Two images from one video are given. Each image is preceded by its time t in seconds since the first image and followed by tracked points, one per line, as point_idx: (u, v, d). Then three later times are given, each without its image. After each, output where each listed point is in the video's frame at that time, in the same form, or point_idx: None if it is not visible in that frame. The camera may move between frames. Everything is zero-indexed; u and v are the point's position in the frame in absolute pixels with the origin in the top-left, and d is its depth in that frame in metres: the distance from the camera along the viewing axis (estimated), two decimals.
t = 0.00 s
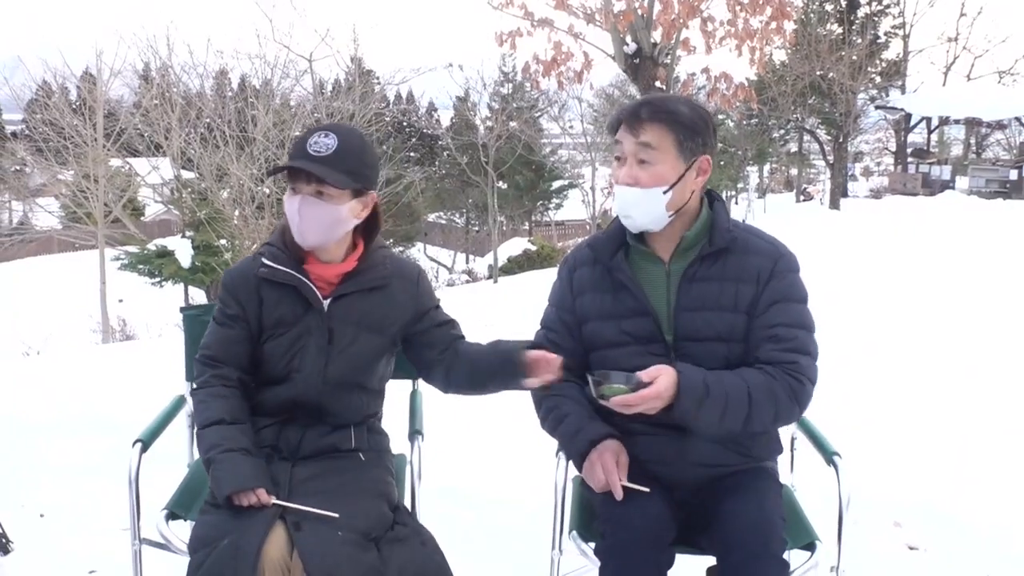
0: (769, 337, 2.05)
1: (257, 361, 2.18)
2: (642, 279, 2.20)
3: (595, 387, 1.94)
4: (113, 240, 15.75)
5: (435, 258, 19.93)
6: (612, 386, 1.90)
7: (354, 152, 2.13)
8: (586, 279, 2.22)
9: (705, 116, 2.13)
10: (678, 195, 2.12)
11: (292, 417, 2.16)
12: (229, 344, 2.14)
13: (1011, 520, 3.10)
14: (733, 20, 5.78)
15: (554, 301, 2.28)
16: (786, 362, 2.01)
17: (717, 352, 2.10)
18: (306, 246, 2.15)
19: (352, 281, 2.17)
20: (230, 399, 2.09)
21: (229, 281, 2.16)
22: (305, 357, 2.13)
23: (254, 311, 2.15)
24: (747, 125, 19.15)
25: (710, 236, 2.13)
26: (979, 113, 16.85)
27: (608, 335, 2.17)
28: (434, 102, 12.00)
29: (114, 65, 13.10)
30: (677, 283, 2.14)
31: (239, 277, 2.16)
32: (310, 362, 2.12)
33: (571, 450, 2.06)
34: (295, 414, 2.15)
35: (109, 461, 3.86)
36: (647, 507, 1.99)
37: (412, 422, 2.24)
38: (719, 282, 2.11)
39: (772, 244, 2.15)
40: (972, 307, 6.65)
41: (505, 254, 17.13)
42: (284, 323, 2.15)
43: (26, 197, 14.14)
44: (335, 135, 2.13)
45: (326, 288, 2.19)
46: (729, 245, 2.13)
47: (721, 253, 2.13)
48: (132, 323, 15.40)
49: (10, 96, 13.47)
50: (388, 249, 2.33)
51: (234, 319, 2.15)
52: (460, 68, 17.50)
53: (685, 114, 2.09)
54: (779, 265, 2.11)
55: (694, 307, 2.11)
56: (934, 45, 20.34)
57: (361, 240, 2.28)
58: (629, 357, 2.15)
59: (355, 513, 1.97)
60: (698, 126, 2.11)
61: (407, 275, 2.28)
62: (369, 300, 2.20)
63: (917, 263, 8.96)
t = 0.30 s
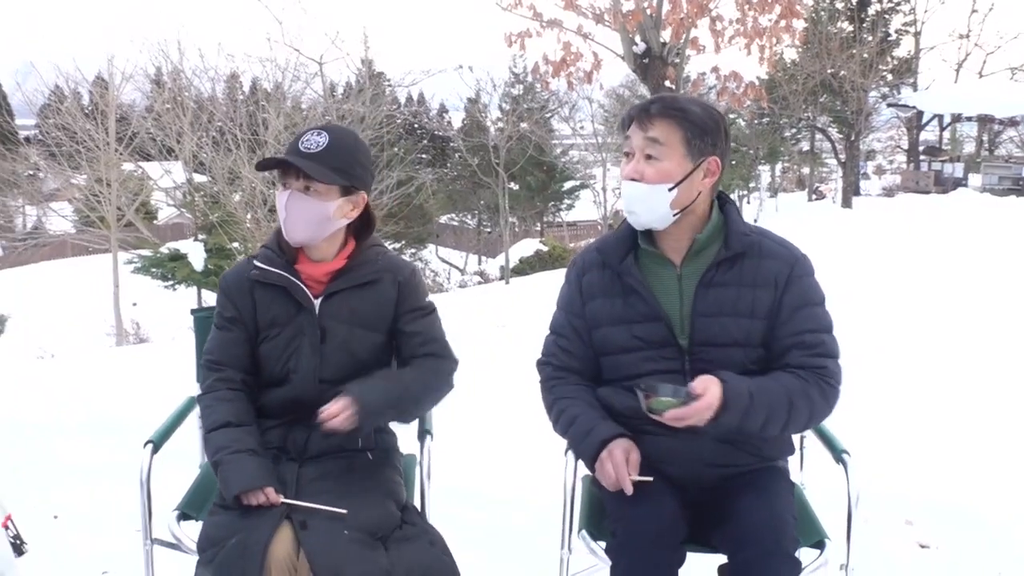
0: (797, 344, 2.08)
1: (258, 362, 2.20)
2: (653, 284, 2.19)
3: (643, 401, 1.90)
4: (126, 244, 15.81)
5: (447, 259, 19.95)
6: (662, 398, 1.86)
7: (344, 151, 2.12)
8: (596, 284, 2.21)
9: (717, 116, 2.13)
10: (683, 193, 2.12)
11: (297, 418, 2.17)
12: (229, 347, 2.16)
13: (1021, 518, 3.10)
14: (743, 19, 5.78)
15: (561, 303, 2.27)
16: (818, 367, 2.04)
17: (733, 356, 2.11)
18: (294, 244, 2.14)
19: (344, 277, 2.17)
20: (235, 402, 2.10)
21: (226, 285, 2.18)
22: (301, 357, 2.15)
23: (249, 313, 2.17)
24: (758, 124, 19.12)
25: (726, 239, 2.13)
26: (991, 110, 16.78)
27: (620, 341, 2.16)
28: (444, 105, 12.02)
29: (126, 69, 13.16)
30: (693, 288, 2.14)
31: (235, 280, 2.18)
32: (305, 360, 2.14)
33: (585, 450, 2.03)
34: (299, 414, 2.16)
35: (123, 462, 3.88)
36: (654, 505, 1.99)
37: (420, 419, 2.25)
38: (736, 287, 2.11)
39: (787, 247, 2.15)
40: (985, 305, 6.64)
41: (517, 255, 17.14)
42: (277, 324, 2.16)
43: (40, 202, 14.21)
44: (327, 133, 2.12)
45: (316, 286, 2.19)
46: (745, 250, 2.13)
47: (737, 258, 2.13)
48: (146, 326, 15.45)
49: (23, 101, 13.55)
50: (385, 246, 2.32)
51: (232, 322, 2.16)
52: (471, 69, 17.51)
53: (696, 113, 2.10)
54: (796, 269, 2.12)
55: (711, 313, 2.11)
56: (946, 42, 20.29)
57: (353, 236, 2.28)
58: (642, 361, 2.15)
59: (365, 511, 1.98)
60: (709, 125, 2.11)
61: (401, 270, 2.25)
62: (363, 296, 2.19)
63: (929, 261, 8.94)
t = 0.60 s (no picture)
0: (830, 349, 2.08)
1: (282, 361, 2.21)
2: (675, 283, 2.20)
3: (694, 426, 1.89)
4: (158, 247, 15.94)
5: (476, 261, 19.99)
6: (711, 424, 1.86)
7: (362, 149, 2.11)
8: (617, 283, 2.21)
9: (737, 114, 2.13)
10: (704, 191, 2.12)
11: (318, 416, 2.18)
12: (253, 344, 2.18)
13: None
14: (770, 18, 5.77)
15: (585, 299, 2.27)
16: (852, 371, 2.05)
17: (757, 357, 2.11)
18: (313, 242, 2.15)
19: (361, 279, 2.15)
20: (260, 399, 2.13)
21: (248, 286, 2.19)
22: (317, 358, 2.13)
23: (270, 312, 2.18)
24: (788, 124, 19.06)
25: (751, 240, 2.13)
26: None
27: (641, 340, 2.17)
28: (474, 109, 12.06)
29: (158, 74, 13.30)
30: (717, 288, 2.14)
31: (257, 280, 2.19)
32: (321, 362, 2.13)
33: (615, 449, 2.03)
34: (321, 413, 2.17)
35: (153, 461, 3.92)
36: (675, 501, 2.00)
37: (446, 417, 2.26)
38: (760, 289, 2.12)
39: (813, 249, 2.15)
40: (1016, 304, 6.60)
41: (546, 256, 17.16)
42: (295, 324, 2.16)
43: (73, 206, 14.29)
44: (344, 133, 2.12)
45: (334, 287, 2.18)
46: (769, 251, 2.13)
47: (762, 260, 2.13)
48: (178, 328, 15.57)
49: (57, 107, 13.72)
50: (405, 247, 2.29)
51: (255, 320, 2.18)
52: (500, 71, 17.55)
53: (716, 111, 2.10)
54: (821, 271, 2.12)
55: (734, 314, 2.11)
56: (978, 40, 20.16)
57: (373, 237, 2.25)
58: (664, 359, 2.16)
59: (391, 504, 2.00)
60: (728, 122, 2.11)
61: (419, 275, 2.20)
62: (378, 300, 2.15)
63: (960, 261, 8.90)
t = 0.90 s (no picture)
0: (835, 367, 2.11)
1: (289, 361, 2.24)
2: (682, 289, 2.22)
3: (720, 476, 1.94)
4: (162, 245, 15.98)
5: (479, 265, 20.01)
6: (739, 477, 1.90)
7: (370, 157, 2.07)
8: (625, 286, 2.24)
9: (755, 126, 2.16)
10: (720, 202, 2.15)
11: (322, 416, 2.20)
12: (261, 345, 2.21)
13: None
14: (777, 28, 5.81)
15: (590, 302, 2.30)
16: (854, 393, 2.10)
17: (761, 369, 2.14)
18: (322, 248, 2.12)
19: (368, 284, 2.18)
20: (268, 396, 2.16)
21: (257, 287, 2.22)
22: (323, 359, 2.16)
23: (278, 313, 2.21)
24: (794, 134, 19.08)
25: (762, 254, 2.16)
26: None
27: (646, 344, 2.19)
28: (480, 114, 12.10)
29: (165, 73, 13.33)
30: (725, 299, 2.16)
31: (266, 281, 2.23)
32: (328, 364, 2.15)
33: (621, 460, 2.06)
34: (324, 412, 2.20)
35: (158, 456, 3.95)
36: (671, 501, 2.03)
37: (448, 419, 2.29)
38: (768, 302, 2.14)
39: (821, 266, 2.18)
40: (1016, 318, 6.62)
41: (549, 261, 17.18)
42: (304, 325, 2.19)
43: (78, 203, 14.31)
44: (353, 142, 2.07)
45: (342, 291, 2.21)
46: (779, 267, 2.16)
47: (771, 274, 2.16)
48: (180, 326, 15.60)
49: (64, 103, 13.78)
50: (412, 253, 2.31)
51: (264, 321, 2.21)
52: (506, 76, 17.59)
53: (735, 124, 2.12)
54: (828, 289, 2.15)
55: (739, 325, 2.14)
56: (986, 54, 20.20)
57: (380, 243, 2.27)
58: (668, 364, 2.18)
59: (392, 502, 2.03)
60: (747, 136, 2.14)
61: (425, 280, 2.24)
62: (385, 304, 2.19)
63: (961, 275, 8.92)
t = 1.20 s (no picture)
0: (849, 370, 2.17)
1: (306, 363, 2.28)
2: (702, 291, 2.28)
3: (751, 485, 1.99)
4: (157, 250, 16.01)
5: (473, 270, 20.05)
6: (770, 485, 1.95)
7: (389, 167, 2.12)
8: (645, 288, 2.29)
9: (776, 135, 2.22)
10: (743, 210, 2.21)
11: (342, 416, 2.24)
12: (278, 349, 2.24)
13: None
14: (772, 33, 5.88)
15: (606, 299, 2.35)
16: (868, 395, 2.16)
17: (778, 370, 2.19)
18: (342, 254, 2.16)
19: (384, 288, 2.22)
20: (286, 399, 2.20)
21: (274, 292, 2.26)
22: (340, 362, 2.20)
23: (296, 317, 2.24)
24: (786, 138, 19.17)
25: (782, 258, 2.21)
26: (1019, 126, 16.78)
27: (667, 343, 2.25)
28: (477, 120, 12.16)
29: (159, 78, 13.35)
30: (745, 301, 2.22)
31: (282, 286, 2.26)
32: (345, 367, 2.19)
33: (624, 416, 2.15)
34: (341, 414, 2.24)
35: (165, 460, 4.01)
36: (682, 497, 2.10)
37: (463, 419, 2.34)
38: (787, 305, 2.20)
39: (837, 271, 2.24)
40: (1009, 319, 6.69)
41: (544, 266, 17.24)
42: (322, 329, 2.22)
43: (70, 208, 14.28)
44: (369, 152, 2.12)
45: (358, 295, 2.25)
46: (797, 270, 2.22)
47: (789, 278, 2.21)
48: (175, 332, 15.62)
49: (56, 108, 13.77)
50: (427, 257, 2.36)
51: (280, 326, 2.24)
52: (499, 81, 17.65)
53: (758, 133, 2.19)
54: (844, 293, 2.22)
55: (759, 327, 2.19)
56: (976, 57, 20.32)
57: (395, 249, 2.32)
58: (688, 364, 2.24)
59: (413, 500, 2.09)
60: (768, 146, 2.20)
61: (439, 284, 2.28)
62: (399, 309, 2.23)
63: (954, 276, 8.99)
